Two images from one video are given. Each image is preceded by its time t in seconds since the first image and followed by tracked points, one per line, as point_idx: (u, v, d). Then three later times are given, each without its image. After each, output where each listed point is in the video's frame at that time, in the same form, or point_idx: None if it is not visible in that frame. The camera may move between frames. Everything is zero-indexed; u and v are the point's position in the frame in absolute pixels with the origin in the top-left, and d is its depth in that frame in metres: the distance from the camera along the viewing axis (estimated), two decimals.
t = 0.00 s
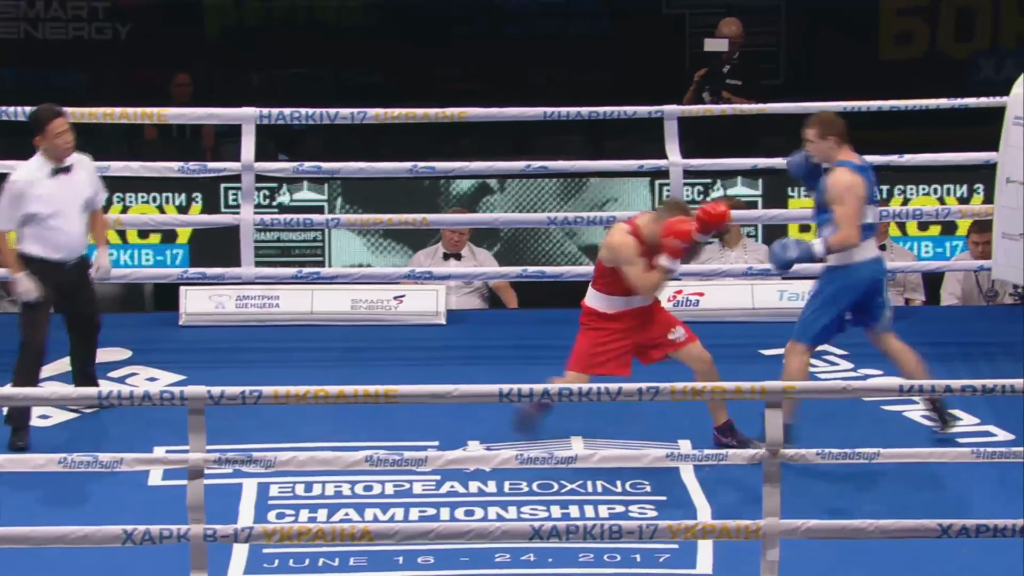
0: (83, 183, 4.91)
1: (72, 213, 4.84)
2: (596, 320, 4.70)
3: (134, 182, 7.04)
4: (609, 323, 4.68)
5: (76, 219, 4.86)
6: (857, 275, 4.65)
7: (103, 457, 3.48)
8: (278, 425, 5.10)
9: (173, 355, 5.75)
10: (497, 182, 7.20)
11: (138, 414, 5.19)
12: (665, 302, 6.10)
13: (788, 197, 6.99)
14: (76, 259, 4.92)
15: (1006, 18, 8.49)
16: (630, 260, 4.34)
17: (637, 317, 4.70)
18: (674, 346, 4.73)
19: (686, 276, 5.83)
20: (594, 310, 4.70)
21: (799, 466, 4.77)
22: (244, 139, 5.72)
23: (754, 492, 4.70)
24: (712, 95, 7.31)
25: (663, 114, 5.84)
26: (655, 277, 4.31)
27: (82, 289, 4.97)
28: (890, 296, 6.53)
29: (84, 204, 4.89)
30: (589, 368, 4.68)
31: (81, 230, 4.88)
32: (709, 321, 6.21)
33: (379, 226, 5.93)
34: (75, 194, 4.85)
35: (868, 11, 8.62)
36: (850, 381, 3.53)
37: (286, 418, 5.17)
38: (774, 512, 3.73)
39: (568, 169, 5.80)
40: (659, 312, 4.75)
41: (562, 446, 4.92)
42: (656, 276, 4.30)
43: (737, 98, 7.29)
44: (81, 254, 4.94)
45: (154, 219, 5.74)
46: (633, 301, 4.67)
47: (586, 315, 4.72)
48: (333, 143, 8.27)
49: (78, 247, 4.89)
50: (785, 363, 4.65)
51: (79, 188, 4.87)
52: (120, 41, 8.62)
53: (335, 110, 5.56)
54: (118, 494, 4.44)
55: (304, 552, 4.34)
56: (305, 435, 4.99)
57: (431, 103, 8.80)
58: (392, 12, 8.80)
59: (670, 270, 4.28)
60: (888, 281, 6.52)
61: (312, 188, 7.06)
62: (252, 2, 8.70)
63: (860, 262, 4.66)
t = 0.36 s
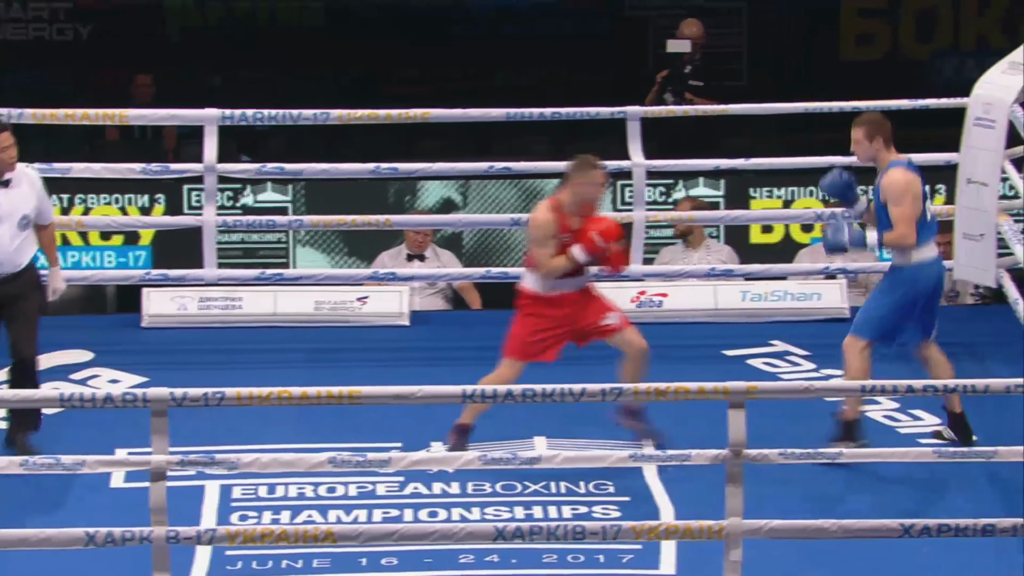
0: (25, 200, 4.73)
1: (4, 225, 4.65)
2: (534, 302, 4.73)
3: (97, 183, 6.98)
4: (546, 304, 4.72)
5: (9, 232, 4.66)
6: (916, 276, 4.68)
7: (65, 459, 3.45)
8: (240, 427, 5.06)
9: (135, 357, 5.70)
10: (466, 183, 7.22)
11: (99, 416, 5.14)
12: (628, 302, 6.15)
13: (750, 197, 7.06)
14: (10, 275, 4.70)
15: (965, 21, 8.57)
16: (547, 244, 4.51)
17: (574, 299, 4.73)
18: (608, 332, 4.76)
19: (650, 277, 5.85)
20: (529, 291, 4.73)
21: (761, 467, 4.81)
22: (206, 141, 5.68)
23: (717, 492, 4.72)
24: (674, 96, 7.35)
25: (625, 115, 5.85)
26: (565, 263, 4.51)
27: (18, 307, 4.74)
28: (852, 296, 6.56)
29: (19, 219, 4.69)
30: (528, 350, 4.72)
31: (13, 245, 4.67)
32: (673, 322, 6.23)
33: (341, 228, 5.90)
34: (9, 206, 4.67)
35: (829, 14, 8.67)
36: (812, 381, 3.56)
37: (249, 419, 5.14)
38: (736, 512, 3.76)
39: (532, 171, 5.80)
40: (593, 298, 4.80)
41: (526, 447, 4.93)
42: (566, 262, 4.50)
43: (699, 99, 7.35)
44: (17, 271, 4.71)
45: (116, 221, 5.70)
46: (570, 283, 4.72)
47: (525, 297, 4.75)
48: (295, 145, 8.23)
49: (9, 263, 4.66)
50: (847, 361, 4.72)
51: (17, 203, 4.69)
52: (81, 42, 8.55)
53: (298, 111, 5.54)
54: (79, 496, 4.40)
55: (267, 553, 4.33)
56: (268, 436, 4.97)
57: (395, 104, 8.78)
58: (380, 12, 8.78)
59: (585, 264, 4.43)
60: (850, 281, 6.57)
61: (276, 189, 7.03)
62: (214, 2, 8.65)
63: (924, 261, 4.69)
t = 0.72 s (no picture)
0: (11, 234, 4.64)
1: None
2: (500, 293, 4.73)
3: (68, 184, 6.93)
4: (512, 295, 4.71)
5: None
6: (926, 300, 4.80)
7: (36, 461, 3.44)
8: (213, 428, 5.04)
9: (107, 358, 5.66)
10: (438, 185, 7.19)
11: (71, 418, 5.11)
12: (602, 303, 6.19)
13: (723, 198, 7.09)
14: None
15: (936, 22, 8.60)
16: (511, 212, 4.52)
17: (540, 288, 4.71)
18: (571, 321, 4.75)
19: (622, 277, 5.86)
20: (496, 279, 4.73)
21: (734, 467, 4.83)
22: (178, 141, 5.65)
23: (691, 492, 4.73)
24: (646, 97, 7.38)
25: (598, 116, 5.86)
26: (534, 226, 4.52)
27: None
28: (824, 297, 6.59)
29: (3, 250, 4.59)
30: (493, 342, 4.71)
31: None
32: (646, 323, 6.25)
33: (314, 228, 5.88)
34: None
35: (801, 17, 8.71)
36: (784, 382, 3.59)
37: (222, 420, 5.12)
38: (709, 512, 3.78)
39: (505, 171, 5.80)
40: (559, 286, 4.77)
41: (499, 447, 4.92)
42: (535, 224, 4.52)
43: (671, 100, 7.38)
44: None
45: (88, 222, 5.66)
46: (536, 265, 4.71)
47: (491, 286, 4.75)
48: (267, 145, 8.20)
49: None
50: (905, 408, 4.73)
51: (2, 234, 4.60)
52: (53, 43, 8.51)
53: (271, 112, 5.52)
54: (50, 498, 4.38)
55: (239, 555, 4.32)
56: (240, 438, 4.94)
57: (368, 105, 8.75)
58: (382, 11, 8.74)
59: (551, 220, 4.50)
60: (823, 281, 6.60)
61: (249, 190, 7.03)
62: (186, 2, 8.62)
63: (923, 287, 4.80)
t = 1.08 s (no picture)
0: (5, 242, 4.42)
1: None
2: (523, 311, 4.73)
3: (40, 185, 6.89)
4: (535, 315, 4.73)
5: None
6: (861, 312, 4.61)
7: (6, 464, 3.42)
8: (186, 429, 5.02)
9: (79, 359, 5.63)
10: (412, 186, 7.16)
11: (43, 419, 5.07)
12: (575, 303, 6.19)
13: (695, 197, 7.12)
14: None
15: (907, 24, 8.66)
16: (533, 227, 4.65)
17: (559, 310, 4.74)
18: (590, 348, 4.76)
19: (596, 277, 5.86)
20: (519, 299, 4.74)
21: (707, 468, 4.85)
22: (151, 141, 5.61)
23: (665, 492, 4.75)
24: (620, 98, 7.41)
25: (572, 116, 5.87)
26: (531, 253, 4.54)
27: None
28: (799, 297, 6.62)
29: None
30: (510, 365, 4.73)
31: None
32: (619, 323, 6.26)
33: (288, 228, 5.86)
34: None
35: (774, 18, 8.74)
36: (756, 383, 3.61)
37: (195, 421, 5.09)
38: (683, 513, 3.80)
39: (479, 172, 5.79)
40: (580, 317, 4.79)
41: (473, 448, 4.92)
42: (530, 251, 4.54)
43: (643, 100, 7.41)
44: None
45: (60, 222, 5.62)
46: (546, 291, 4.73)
47: (514, 305, 4.75)
48: (240, 145, 8.17)
49: None
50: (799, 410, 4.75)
51: None
52: (24, 43, 8.49)
53: (245, 113, 5.49)
54: (22, 500, 4.36)
55: (212, 556, 4.32)
56: (213, 439, 4.92)
57: (342, 105, 8.72)
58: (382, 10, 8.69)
59: (545, 256, 4.49)
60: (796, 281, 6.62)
61: (223, 190, 6.99)
62: (158, 2, 8.59)
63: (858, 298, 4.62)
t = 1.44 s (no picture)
0: (4, 257, 4.35)
1: None
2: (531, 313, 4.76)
3: (19, 184, 6.86)
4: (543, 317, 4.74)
5: None
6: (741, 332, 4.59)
7: None
8: (166, 429, 5.01)
9: (57, 359, 5.61)
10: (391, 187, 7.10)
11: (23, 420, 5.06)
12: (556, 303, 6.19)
13: (675, 196, 7.13)
14: None
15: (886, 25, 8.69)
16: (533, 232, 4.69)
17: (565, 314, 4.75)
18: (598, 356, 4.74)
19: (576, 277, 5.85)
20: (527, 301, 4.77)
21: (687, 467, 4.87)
22: (131, 141, 5.59)
23: (646, 492, 4.76)
24: (600, 96, 7.42)
25: (552, 115, 5.87)
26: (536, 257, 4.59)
27: None
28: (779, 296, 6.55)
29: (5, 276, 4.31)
30: (522, 367, 4.75)
31: None
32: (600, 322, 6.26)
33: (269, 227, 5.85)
34: None
35: (754, 19, 8.77)
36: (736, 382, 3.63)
37: (175, 421, 5.08)
38: (664, 512, 3.82)
39: (460, 171, 5.79)
40: (592, 317, 4.78)
41: (453, 447, 4.92)
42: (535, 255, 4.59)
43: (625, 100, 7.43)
44: None
45: (40, 222, 5.59)
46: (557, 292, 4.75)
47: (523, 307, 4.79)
48: (221, 145, 8.15)
49: None
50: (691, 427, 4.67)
51: None
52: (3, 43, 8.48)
53: (225, 112, 5.48)
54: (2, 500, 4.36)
55: (193, 556, 4.34)
56: (194, 439, 4.92)
57: (322, 105, 8.70)
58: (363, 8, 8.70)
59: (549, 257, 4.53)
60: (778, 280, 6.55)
61: (205, 190, 6.96)
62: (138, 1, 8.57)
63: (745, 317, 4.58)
